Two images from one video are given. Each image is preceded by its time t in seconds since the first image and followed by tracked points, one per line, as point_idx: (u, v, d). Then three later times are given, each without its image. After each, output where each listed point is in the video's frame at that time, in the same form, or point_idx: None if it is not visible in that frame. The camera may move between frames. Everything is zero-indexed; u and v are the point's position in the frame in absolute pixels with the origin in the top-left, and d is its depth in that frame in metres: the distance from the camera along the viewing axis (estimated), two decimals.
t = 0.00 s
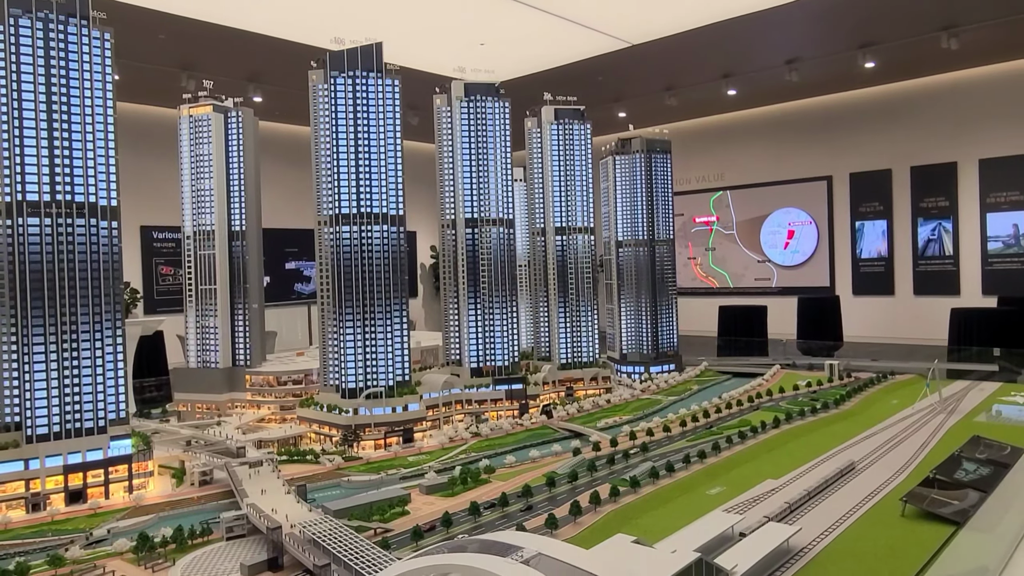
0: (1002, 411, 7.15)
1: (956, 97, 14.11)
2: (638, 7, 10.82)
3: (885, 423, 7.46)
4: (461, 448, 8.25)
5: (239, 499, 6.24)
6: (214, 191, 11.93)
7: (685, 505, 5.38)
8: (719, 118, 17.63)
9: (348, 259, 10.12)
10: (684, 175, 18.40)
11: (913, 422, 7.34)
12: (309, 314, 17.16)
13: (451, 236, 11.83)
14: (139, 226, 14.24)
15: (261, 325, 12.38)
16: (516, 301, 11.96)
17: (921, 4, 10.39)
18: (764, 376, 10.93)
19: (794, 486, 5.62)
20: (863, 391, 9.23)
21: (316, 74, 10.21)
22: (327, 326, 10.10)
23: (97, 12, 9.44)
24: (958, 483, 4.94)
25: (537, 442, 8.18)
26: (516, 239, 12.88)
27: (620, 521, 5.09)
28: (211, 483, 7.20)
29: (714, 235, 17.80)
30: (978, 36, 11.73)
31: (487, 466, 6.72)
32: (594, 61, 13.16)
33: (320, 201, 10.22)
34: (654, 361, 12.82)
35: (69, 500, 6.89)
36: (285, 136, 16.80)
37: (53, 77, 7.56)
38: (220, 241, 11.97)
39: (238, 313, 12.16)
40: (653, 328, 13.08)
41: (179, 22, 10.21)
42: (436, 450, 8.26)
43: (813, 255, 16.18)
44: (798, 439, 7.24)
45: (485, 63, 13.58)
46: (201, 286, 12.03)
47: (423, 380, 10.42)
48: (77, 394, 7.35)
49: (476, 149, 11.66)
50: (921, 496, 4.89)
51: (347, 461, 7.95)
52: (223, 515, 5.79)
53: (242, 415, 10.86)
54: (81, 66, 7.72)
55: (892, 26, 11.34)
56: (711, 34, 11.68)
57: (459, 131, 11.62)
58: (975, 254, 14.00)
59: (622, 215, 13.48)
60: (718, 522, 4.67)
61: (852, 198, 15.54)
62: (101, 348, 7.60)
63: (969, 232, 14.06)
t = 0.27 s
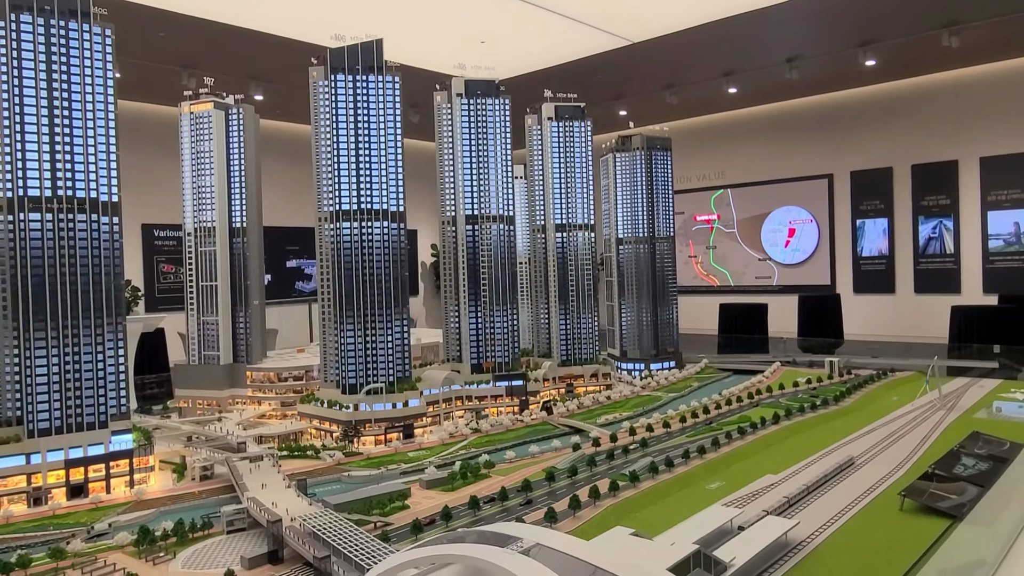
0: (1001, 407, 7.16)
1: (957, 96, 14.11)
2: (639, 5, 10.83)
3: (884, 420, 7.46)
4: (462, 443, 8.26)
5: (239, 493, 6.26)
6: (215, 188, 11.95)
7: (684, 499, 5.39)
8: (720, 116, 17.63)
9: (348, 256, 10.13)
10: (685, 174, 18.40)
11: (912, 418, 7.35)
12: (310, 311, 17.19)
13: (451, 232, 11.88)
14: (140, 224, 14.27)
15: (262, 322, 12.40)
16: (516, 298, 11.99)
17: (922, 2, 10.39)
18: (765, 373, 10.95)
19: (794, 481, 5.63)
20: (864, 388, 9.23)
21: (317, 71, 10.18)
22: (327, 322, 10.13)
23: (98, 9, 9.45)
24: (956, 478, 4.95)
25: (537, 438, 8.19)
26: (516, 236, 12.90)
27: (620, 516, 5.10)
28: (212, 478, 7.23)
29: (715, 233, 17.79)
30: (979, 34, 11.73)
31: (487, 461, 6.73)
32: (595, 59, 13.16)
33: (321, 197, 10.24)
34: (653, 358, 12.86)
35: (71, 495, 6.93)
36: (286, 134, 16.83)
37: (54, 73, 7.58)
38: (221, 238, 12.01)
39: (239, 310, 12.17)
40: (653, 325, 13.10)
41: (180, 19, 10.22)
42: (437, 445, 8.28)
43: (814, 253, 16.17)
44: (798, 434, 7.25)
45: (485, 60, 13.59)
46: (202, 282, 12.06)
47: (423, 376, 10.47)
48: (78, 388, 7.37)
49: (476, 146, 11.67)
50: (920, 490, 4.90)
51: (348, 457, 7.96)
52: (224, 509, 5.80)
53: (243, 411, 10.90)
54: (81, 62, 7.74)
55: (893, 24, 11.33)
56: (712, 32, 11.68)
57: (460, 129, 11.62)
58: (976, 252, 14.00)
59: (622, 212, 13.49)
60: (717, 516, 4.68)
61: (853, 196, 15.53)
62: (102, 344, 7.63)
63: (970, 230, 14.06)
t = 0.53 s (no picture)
0: (1003, 404, 7.15)
1: (959, 94, 14.09)
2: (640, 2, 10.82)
3: (886, 416, 7.45)
4: (462, 440, 8.25)
5: (239, 489, 6.26)
6: (216, 185, 11.95)
7: (685, 495, 5.38)
8: (721, 114, 17.60)
9: (349, 252, 10.11)
10: (686, 172, 18.38)
11: (914, 415, 7.34)
12: (311, 310, 17.19)
13: (451, 229, 11.77)
14: (141, 222, 14.27)
15: (263, 320, 12.38)
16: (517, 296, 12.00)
17: None
18: (766, 371, 10.94)
19: (795, 477, 5.61)
20: (865, 386, 9.22)
21: (317, 67, 10.17)
22: (328, 319, 10.12)
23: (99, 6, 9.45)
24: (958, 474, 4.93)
25: (538, 434, 8.18)
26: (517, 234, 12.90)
27: (620, 511, 5.09)
28: (213, 475, 7.22)
29: (717, 231, 17.77)
30: (981, 31, 11.71)
31: (488, 457, 6.73)
32: (596, 57, 13.15)
33: (322, 194, 10.26)
34: (655, 356, 12.83)
35: (71, 491, 6.92)
36: (287, 133, 16.83)
37: (53, 66, 7.58)
38: (222, 235, 12.01)
39: (239, 307, 12.13)
40: (654, 323, 13.08)
41: (181, 17, 10.22)
42: (438, 442, 8.28)
43: (816, 251, 16.15)
44: (800, 431, 7.23)
45: (486, 58, 13.58)
46: (203, 280, 12.07)
47: (424, 373, 10.48)
48: (79, 385, 7.37)
49: (477, 144, 11.66)
50: (921, 486, 4.88)
51: (348, 453, 7.96)
52: (224, 505, 5.80)
53: (244, 408, 10.91)
54: (82, 57, 7.75)
55: (895, 21, 11.31)
56: (714, 30, 11.67)
57: (460, 126, 11.62)
58: (977, 250, 13.99)
59: (623, 209, 13.47)
60: (718, 511, 4.67)
61: (855, 194, 15.50)
62: (102, 341, 7.63)
63: (971, 228, 14.05)
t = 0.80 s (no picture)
0: (1003, 406, 7.17)
1: (960, 94, 14.08)
2: (641, 4, 10.83)
3: (886, 419, 7.48)
4: (464, 442, 8.28)
5: (242, 491, 6.30)
6: (218, 187, 11.99)
7: (686, 498, 5.40)
8: (723, 114, 17.60)
9: (350, 255, 10.13)
10: (687, 172, 18.38)
11: (914, 417, 7.35)
12: (312, 310, 17.23)
13: (453, 232, 11.70)
14: (143, 222, 14.30)
15: (264, 322, 12.42)
16: (518, 297, 12.01)
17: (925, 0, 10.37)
18: (767, 372, 10.97)
19: (796, 480, 5.63)
20: (865, 388, 9.23)
21: (319, 70, 10.22)
22: (329, 322, 10.14)
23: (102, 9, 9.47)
24: (958, 477, 4.95)
25: (539, 437, 8.21)
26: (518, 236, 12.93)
27: (621, 515, 5.11)
28: (216, 477, 7.25)
29: (718, 232, 17.78)
30: (983, 32, 11.71)
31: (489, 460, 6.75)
32: (598, 57, 13.16)
33: (324, 197, 10.29)
34: (656, 357, 12.85)
35: (75, 493, 6.94)
36: (288, 133, 16.86)
37: (58, 72, 7.59)
38: (224, 237, 12.04)
39: (241, 310, 12.16)
40: (655, 323, 13.11)
41: (184, 19, 10.24)
42: (439, 444, 8.31)
43: (817, 251, 16.16)
44: (800, 434, 7.25)
45: (488, 59, 13.59)
46: (206, 282, 12.11)
47: (427, 375, 10.48)
48: (83, 387, 7.41)
49: (479, 146, 11.68)
50: (921, 490, 4.90)
51: (350, 455, 7.99)
52: (228, 508, 5.85)
53: (246, 410, 10.94)
54: (86, 62, 7.77)
55: (896, 22, 11.31)
56: (715, 31, 11.68)
57: (462, 129, 11.65)
58: (978, 251, 14.00)
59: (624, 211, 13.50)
60: (718, 515, 4.69)
61: (856, 195, 15.51)
62: (106, 343, 7.68)
63: (972, 229, 14.05)
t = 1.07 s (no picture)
0: (1004, 406, 7.19)
1: (961, 94, 14.09)
2: (642, 4, 10.84)
3: (887, 419, 7.50)
4: (465, 443, 8.30)
5: (246, 492, 6.32)
6: (221, 187, 12.05)
7: (687, 499, 5.43)
8: (724, 114, 17.60)
9: (351, 257, 10.14)
10: (688, 172, 18.40)
11: (915, 418, 7.36)
12: (314, 310, 17.27)
13: (454, 233, 11.76)
14: (145, 223, 14.33)
15: (266, 323, 12.47)
16: (520, 297, 12.03)
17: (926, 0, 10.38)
18: (768, 373, 11.00)
19: (796, 481, 5.65)
20: (866, 388, 9.25)
21: (321, 73, 10.31)
22: (331, 323, 10.16)
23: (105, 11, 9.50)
24: (958, 478, 4.97)
25: (540, 437, 8.24)
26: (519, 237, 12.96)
27: (622, 516, 5.14)
28: (219, 477, 7.30)
29: (719, 232, 17.79)
30: (984, 32, 11.72)
31: (491, 460, 6.78)
32: (599, 58, 13.18)
33: (327, 197, 10.31)
34: (657, 358, 12.88)
35: (79, 494, 6.97)
36: (290, 133, 16.89)
37: (62, 75, 7.64)
38: (226, 237, 12.08)
39: (244, 311, 12.20)
40: (657, 322, 13.14)
41: (186, 20, 10.28)
42: (441, 445, 8.34)
43: (818, 251, 16.17)
44: (801, 435, 7.27)
45: (489, 60, 13.62)
46: (209, 283, 12.15)
47: (428, 376, 10.49)
48: (87, 387, 7.45)
49: (480, 147, 11.71)
50: (921, 491, 4.92)
51: (352, 456, 8.02)
52: (231, 509, 5.87)
53: (248, 410, 10.98)
54: (90, 66, 7.80)
55: (897, 23, 11.32)
56: (716, 31, 11.69)
57: (463, 130, 11.68)
58: (979, 251, 14.02)
59: (625, 211, 13.53)
60: (719, 516, 4.71)
61: (857, 195, 15.52)
62: (109, 344, 7.71)
63: (973, 229, 14.06)
